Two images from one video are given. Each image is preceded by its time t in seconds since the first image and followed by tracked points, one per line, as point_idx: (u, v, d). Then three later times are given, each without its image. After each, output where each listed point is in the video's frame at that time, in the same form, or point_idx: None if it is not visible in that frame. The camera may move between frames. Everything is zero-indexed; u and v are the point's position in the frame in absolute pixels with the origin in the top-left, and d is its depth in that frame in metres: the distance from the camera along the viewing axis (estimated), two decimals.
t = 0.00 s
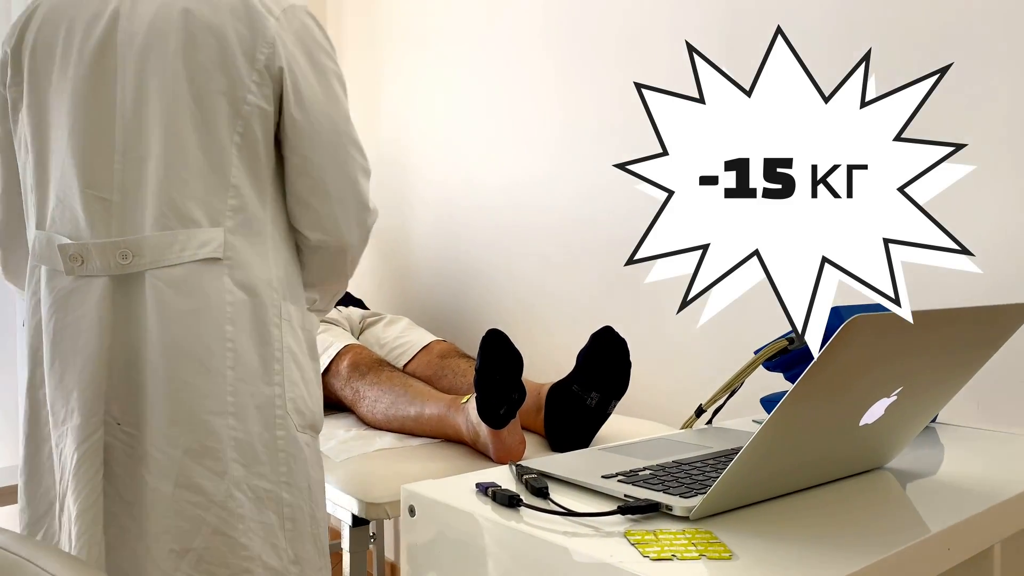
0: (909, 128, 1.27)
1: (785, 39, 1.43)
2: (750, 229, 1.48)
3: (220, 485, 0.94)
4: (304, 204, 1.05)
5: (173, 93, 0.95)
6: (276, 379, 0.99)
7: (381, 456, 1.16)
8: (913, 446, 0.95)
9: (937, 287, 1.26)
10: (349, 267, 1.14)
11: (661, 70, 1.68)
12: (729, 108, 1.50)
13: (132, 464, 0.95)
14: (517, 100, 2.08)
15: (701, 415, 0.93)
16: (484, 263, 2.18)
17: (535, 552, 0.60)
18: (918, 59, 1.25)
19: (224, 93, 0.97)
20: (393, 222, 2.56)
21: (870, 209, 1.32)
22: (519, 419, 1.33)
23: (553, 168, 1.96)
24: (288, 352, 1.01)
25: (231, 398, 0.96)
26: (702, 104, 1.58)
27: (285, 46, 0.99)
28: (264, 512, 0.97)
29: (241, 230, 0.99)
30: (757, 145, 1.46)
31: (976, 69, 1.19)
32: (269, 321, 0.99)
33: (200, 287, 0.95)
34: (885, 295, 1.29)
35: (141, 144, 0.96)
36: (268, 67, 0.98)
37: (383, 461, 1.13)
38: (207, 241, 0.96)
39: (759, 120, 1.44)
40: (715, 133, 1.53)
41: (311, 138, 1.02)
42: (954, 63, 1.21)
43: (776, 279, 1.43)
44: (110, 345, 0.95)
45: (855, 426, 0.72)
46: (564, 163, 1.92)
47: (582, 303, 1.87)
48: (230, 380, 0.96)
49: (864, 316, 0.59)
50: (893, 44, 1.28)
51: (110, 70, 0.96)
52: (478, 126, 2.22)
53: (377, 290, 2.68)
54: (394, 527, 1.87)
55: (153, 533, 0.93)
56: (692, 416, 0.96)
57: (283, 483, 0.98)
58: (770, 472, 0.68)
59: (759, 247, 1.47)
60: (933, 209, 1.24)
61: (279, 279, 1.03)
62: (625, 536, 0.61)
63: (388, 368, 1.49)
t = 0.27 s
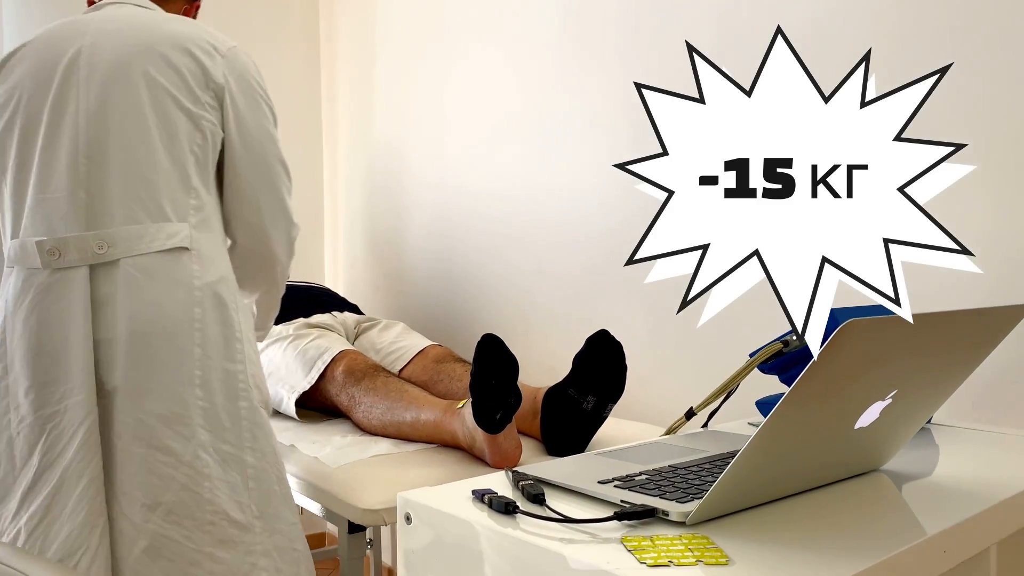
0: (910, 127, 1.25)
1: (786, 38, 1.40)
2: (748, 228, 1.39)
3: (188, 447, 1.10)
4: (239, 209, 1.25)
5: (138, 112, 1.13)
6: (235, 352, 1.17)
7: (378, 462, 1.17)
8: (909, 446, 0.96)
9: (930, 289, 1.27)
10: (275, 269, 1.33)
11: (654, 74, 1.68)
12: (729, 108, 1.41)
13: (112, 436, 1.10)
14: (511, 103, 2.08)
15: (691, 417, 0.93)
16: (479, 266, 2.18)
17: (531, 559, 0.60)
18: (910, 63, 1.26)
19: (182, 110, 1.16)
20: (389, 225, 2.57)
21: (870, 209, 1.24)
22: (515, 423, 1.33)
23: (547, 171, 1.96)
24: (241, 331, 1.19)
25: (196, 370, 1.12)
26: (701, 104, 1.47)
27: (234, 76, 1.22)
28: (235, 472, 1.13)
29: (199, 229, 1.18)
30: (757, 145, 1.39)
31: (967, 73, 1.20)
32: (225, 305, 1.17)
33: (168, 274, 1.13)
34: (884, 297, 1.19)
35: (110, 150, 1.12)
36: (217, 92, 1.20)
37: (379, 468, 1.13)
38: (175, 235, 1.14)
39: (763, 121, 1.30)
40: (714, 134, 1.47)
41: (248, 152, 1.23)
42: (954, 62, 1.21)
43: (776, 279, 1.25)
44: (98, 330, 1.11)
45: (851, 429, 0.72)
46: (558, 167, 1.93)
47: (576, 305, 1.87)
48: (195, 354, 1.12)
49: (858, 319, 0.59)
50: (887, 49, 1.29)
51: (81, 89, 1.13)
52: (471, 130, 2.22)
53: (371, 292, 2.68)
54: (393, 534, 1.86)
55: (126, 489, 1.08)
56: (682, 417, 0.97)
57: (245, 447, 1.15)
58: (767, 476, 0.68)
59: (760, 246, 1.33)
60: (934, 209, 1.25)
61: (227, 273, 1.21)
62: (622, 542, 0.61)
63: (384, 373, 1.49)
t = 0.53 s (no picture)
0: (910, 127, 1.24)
1: (786, 38, 1.39)
2: (748, 228, 1.36)
3: (176, 418, 1.15)
4: (202, 218, 1.34)
5: (120, 115, 1.22)
6: (216, 333, 1.23)
7: (376, 468, 1.17)
8: (905, 447, 0.96)
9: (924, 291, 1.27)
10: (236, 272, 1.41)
11: (647, 79, 1.69)
12: (729, 107, 1.39)
13: (104, 410, 1.13)
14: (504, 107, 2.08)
15: (684, 412, 0.93)
16: (474, 269, 2.18)
17: (532, 565, 0.60)
18: (904, 65, 1.27)
19: (160, 119, 1.26)
20: (383, 228, 2.57)
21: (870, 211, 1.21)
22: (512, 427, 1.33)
23: (541, 175, 1.96)
24: (220, 315, 1.25)
25: (185, 346, 1.18)
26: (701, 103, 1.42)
27: (201, 100, 1.35)
28: (194, 444, 1.18)
29: (179, 220, 1.26)
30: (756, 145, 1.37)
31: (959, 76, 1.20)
32: (206, 289, 1.24)
33: (157, 256, 1.19)
34: (885, 297, 1.10)
35: (98, 147, 1.19)
36: (186, 110, 1.32)
37: (377, 474, 1.13)
38: (160, 222, 1.21)
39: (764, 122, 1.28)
40: (712, 134, 1.47)
41: (211, 166, 1.34)
42: (954, 63, 1.21)
43: (778, 280, 1.22)
44: (87, 310, 1.14)
45: (848, 431, 0.72)
46: (551, 170, 1.93)
47: (570, 309, 1.87)
48: (185, 330, 1.18)
49: (855, 323, 0.59)
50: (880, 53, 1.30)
51: (64, 96, 1.21)
52: (465, 134, 2.22)
53: (365, 295, 2.67)
54: (390, 538, 1.86)
55: (120, 456, 1.12)
56: (676, 411, 0.96)
57: (221, 421, 1.21)
58: (765, 479, 0.68)
59: (760, 247, 1.30)
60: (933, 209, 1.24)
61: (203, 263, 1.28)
62: (622, 547, 0.61)
63: (380, 378, 1.48)
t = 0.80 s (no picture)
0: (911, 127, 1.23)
1: (787, 38, 1.38)
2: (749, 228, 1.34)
3: (177, 405, 1.14)
4: (189, 222, 1.34)
5: (108, 118, 1.21)
6: (210, 328, 1.23)
7: (371, 470, 1.17)
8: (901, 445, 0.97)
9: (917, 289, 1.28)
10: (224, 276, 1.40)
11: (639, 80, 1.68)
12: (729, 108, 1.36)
13: (104, 401, 1.12)
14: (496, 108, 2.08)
15: (679, 414, 0.94)
16: (468, 269, 2.17)
17: (528, 567, 0.59)
18: (896, 67, 1.27)
19: (148, 123, 1.26)
20: (376, 229, 2.57)
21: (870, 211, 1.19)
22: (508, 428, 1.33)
23: (534, 176, 1.95)
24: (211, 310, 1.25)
25: (180, 338, 1.17)
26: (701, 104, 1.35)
27: (187, 106, 1.34)
28: (192, 433, 1.17)
29: (170, 221, 1.25)
30: (756, 145, 1.36)
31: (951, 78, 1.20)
32: (198, 285, 1.23)
33: (150, 252, 1.19)
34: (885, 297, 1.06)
35: (90, 148, 1.19)
36: (173, 116, 1.31)
37: (372, 476, 1.13)
38: (152, 220, 1.21)
39: (761, 123, 1.26)
40: (712, 134, 1.46)
41: (198, 172, 1.34)
42: (955, 63, 1.20)
43: (777, 281, 1.18)
44: (82, 304, 1.13)
45: (843, 431, 0.72)
46: (544, 171, 1.93)
47: (564, 309, 1.87)
48: (180, 322, 1.18)
49: (850, 323, 0.58)
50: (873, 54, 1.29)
51: (53, 100, 1.20)
52: (457, 135, 2.21)
53: (359, 295, 2.67)
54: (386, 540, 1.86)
55: (124, 443, 1.12)
56: (670, 414, 0.97)
57: (214, 411, 1.20)
58: (761, 479, 0.68)
59: (759, 247, 1.26)
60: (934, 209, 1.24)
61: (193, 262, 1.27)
62: (620, 549, 0.61)
63: (374, 380, 1.48)
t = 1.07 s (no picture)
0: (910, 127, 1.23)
1: (786, 38, 1.38)
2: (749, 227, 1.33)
3: (168, 402, 1.14)
4: (180, 222, 1.33)
5: (97, 120, 1.21)
6: (201, 325, 1.22)
7: (365, 470, 1.16)
8: (894, 443, 0.97)
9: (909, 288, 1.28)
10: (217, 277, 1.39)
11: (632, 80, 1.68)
12: (729, 107, 1.35)
13: (95, 398, 1.12)
14: (489, 108, 2.08)
15: (670, 410, 0.94)
16: (462, 269, 2.17)
17: (521, 568, 0.60)
18: (890, 69, 1.27)
19: (137, 124, 1.25)
20: (370, 228, 2.56)
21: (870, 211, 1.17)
22: (502, 428, 1.33)
23: (528, 176, 1.95)
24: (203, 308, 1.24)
25: (170, 336, 1.17)
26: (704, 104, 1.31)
27: (177, 107, 1.34)
28: (184, 430, 1.17)
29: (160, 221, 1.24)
30: (756, 145, 1.36)
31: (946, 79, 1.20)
32: (189, 281, 1.23)
33: (140, 250, 1.18)
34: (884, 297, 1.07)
35: (79, 148, 1.18)
36: (163, 117, 1.30)
37: (366, 477, 1.13)
38: (141, 220, 1.20)
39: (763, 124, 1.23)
40: (712, 134, 1.46)
41: (188, 173, 1.33)
42: (955, 63, 1.19)
43: (777, 280, 1.17)
44: (73, 302, 1.12)
45: (836, 429, 0.72)
46: (538, 171, 1.92)
47: (558, 309, 1.87)
48: (170, 320, 1.17)
49: (844, 324, 0.58)
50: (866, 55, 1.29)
51: (42, 102, 1.20)
52: (451, 135, 2.21)
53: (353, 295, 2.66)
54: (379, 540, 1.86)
55: (114, 440, 1.11)
56: (661, 410, 0.97)
57: (206, 408, 1.20)
58: (755, 478, 0.68)
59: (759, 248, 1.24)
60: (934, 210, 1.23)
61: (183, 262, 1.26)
62: (614, 549, 0.61)
63: (368, 381, 1.48)
